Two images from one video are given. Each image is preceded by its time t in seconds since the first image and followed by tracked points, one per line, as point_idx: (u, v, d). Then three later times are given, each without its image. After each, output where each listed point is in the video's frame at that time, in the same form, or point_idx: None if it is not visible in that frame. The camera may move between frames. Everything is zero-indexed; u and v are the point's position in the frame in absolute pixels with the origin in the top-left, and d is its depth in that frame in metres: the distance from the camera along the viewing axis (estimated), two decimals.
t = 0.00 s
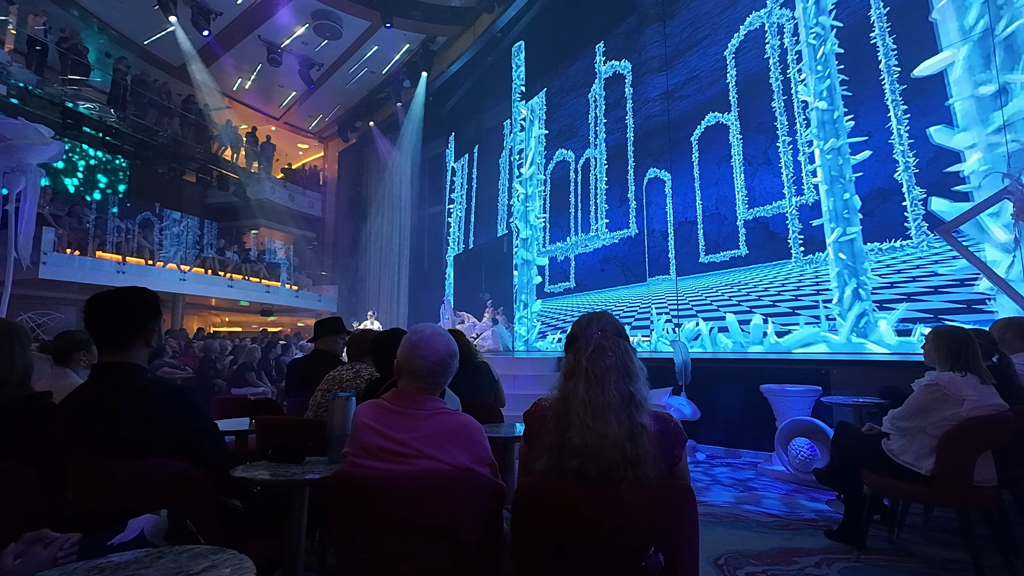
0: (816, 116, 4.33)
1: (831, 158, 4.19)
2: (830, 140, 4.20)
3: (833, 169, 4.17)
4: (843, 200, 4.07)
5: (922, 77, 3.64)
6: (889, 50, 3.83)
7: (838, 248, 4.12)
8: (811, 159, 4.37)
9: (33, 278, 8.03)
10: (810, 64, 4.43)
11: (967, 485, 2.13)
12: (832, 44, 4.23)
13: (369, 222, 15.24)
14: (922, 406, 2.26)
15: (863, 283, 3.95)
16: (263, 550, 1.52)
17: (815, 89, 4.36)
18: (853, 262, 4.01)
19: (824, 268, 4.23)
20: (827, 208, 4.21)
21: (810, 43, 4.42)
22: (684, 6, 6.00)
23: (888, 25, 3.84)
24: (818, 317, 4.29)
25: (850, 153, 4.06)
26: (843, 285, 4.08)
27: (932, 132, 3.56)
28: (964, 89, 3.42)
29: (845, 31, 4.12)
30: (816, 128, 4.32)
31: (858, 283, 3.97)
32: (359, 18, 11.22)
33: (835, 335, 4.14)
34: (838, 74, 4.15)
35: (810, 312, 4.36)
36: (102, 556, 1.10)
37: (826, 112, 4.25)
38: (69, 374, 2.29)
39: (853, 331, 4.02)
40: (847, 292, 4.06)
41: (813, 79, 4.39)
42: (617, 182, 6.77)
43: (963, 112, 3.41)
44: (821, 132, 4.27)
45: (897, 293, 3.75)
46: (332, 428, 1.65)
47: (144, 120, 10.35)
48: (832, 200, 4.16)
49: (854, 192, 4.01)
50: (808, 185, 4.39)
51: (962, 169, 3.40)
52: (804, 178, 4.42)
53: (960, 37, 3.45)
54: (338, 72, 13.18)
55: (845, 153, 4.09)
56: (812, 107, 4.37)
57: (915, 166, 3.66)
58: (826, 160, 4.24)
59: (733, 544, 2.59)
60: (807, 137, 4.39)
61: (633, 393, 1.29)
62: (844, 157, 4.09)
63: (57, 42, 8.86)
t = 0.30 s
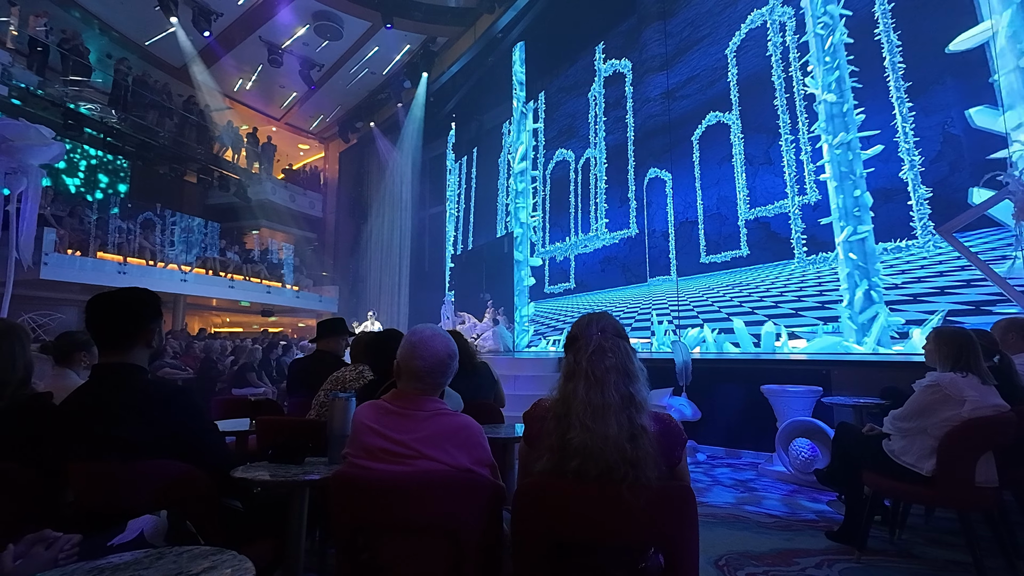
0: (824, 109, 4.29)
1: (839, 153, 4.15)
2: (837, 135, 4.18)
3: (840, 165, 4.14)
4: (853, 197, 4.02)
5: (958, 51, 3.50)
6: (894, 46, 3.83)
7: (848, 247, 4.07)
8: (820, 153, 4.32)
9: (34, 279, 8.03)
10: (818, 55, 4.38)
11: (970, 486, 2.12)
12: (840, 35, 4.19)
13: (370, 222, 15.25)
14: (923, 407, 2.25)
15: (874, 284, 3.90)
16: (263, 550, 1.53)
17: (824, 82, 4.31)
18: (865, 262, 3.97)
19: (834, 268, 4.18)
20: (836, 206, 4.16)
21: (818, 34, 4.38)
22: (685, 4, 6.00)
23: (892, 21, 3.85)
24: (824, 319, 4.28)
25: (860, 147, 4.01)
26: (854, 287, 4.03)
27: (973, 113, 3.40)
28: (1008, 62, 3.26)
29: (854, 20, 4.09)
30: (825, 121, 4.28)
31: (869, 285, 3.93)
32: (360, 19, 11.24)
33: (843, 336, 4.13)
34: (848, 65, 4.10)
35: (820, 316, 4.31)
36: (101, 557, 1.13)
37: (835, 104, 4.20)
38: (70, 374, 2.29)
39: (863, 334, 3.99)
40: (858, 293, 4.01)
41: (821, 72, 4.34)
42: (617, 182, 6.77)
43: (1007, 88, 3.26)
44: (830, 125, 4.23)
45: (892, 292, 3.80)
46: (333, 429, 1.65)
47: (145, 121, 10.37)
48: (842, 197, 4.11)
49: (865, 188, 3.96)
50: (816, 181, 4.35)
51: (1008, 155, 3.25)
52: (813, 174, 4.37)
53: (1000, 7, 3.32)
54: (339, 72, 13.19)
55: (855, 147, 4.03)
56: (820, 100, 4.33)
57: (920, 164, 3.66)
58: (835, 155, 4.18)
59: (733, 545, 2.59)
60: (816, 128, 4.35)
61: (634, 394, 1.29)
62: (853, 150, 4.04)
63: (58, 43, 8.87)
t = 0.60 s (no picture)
0: (834, 101, 4.20)
1: (850, 148, 4.07)
2: (845, 129, 4.11)
3: (849, 161, 4.08)
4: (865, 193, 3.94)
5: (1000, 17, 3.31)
6: (899, 42, 3.81)
7: (860, 247, 4.01)
8: (829, 148, 4.25)
9: (35, 280, 8.04)
10: (827, 45, 4.30)
11: (972, 486, 2.12)
12: (850, 23, 4.11)
13: (371, 223, 15.27)
14: (926, 407, 2.25)
15: (887, 285, 3.83)
16: (265, 550, 1.53)
17: (833, 73, 4.23)
18: (878, 262, 3.89)
19: (844, 269, 4.12)
20: (847, 204, 4.09)
21: (828, 23, 4.31)
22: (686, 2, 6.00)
23: (898, 17, 3.83)
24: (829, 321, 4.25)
25: (872, 141, 3.92)
26: (866, 288, 3.96)
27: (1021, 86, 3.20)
28: None
29: (865, 9, 4.02)
30: (834, 114, 4.20)
31: (882, 287, 3.85)
32: (360, 19, 11.26)
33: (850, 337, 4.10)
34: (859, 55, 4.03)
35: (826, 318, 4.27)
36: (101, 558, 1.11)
37: (845, 97, 4.12)
38: (72, 374, 2.29)
39: (876, 338, 3.92)
40: (871, 295, 3.93)
41: (830, 62, 4.26)
42: (617, 182, 6.77)
43: None
44: (839, 118, 4.15)
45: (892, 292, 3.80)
46: (333, 429, 1.65)
47: (146, 121, 10.38)
48: (853, 194, 4.04)
49: (878, 183, 3.88)
50: (824, 177, 4.29)
51: None
52: (822, 170, 4.31)
53: None
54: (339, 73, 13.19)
55: (866, 141, 3.95)
56: (829, 92, 4.25)
57: (925, 163, 3.64)
58: (846, 149, 4.10)
59: (734, 545, 2.58)
60: (825, 122, 4.29)
61: (635, 394, 1.29)
62: (865, 144, 3.96)
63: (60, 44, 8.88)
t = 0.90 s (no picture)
0: (845, 92, 4.16)
1: (862, 142, 4.00)
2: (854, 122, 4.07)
3: (860, 156, 4.02)
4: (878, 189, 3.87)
5: None
6: (904, 38, 3.78)
7: (873, 246, 3.92)
8: (841, 141, 4.19)
9: (37, 280, 8.05)
10: (837, 32, 4.24)
11: (974, 487, 2.12)
12: (861, 10, 4.06)
13: (372, 223, 15.28)
14: (927, 407, 2.25)
15: (902, 287, 3.75)
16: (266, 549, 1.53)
17: (842, 63, 4.18)
18: (892, 263, 3.81)
19: (857, 269, 4.05)
20: (859, 202, 4.04)
21: (838, 10, 4.24)
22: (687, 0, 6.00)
23: (903, 12, 3.79)
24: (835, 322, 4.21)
25: (885, 134, 3.86)
26: (880, 290, 3.88)
27: None
28: None
29: None
30: (844, 107, 4.16)
31: (897, 289, 3.77)
32: (361, 20, 11.26)
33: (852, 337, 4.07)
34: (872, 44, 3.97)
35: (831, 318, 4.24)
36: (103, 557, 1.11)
37: (856, 87, 4.07)
38: (73, 374, 2.28)
39: (890, 344, 3.83)
40: (885, 298, 3.86)
41: (840, 51, 4.20)
42: (618, 182, 6.77)
43: None
44: (851, 111, 4.10)
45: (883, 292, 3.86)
46: (334, 429, 1.65)
47: (146, 122, 10.39)
48: (865, 190, 3.98)
49: (891, 179, 3.82)
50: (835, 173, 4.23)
51: None
52: (830, 166, 4.27)
53: None
54: (340, 73, 13.19)
55: (879, 134, 3.89)
56: (840, 83, 4.20)
57: (932, 160, 3.61)
58: (857, 143, 4.04)
59: (736, 546, 2.58)
60: (834, 114, 4.25)
61: (636, 394, 1.29)
62: (878, 137, 3.90)
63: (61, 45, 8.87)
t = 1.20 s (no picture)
0: (856, 82, 4.08)
1: (875, 136, 3.93)
2: (865, 115, 4.01)
3: (872, 151, 3.95)
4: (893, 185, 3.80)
5: None
6: (910, 34, 3.75)
7: (887, 246, 3.84)
8: (851, 134, 4.12)
9: (38, 280, 8.07)
10: (847, 20, 4.19)
11: (976, 488, 2.11)
12: None
13: (372, 223, 15.30)
14: (927, 407, 2.25)
15: (919, 290, 3.65)
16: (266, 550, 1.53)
17: (853, 51, 4.12)
18: (908, 262, 3.72)
19: (870, 269, 3.96)
20: (871, 198, 3.95)
21: None
22: None
23: (908, 8, 3.77)
24: (840, 324, 4.16)
25: (900, 126, 3.79)
26: (895, 293, 3.78)
27: None
28: None
29: None
30: (855, 98, 4.09)
31: (914, 291, 3.67)
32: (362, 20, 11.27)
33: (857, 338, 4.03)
34: (884, 31, 3.91)
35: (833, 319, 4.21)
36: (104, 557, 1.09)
37: (869, 78, 4.00)
38: (73, 374, 2.27)
39: (908, 348, 3.72)
40: (901, 301, 3.76)
41: (851, 40, 4.14)
42: (618, 181, 6.77)
43: None
44: (862, 102, 4.02)
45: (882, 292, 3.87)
46: (334, 429, 1.65)
47: (147, 122, 10.40)
48: (879, 186, 3.89)
49: (906, 174, 3.74)
50: (848, 168, 4.14)
51: None
52: (841, 161, 4.19)
53: None
54: (341, 74, 13.19)
55: (893, 126, 3.83)
56: (851, 73, 4.12)
57: (937, 159, 3.59)
58: (870, 136, 3.97)
59: (737, 547, 2.58)
60: (845, 106, 4.18)
61: (637, 394, 1.28)
62: (892, 130, 3.84)
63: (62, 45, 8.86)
